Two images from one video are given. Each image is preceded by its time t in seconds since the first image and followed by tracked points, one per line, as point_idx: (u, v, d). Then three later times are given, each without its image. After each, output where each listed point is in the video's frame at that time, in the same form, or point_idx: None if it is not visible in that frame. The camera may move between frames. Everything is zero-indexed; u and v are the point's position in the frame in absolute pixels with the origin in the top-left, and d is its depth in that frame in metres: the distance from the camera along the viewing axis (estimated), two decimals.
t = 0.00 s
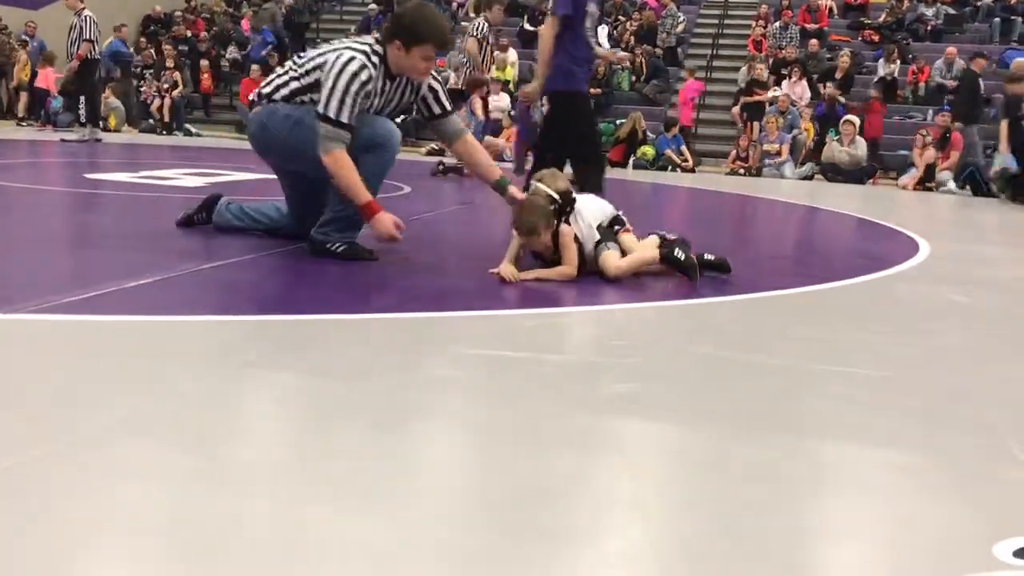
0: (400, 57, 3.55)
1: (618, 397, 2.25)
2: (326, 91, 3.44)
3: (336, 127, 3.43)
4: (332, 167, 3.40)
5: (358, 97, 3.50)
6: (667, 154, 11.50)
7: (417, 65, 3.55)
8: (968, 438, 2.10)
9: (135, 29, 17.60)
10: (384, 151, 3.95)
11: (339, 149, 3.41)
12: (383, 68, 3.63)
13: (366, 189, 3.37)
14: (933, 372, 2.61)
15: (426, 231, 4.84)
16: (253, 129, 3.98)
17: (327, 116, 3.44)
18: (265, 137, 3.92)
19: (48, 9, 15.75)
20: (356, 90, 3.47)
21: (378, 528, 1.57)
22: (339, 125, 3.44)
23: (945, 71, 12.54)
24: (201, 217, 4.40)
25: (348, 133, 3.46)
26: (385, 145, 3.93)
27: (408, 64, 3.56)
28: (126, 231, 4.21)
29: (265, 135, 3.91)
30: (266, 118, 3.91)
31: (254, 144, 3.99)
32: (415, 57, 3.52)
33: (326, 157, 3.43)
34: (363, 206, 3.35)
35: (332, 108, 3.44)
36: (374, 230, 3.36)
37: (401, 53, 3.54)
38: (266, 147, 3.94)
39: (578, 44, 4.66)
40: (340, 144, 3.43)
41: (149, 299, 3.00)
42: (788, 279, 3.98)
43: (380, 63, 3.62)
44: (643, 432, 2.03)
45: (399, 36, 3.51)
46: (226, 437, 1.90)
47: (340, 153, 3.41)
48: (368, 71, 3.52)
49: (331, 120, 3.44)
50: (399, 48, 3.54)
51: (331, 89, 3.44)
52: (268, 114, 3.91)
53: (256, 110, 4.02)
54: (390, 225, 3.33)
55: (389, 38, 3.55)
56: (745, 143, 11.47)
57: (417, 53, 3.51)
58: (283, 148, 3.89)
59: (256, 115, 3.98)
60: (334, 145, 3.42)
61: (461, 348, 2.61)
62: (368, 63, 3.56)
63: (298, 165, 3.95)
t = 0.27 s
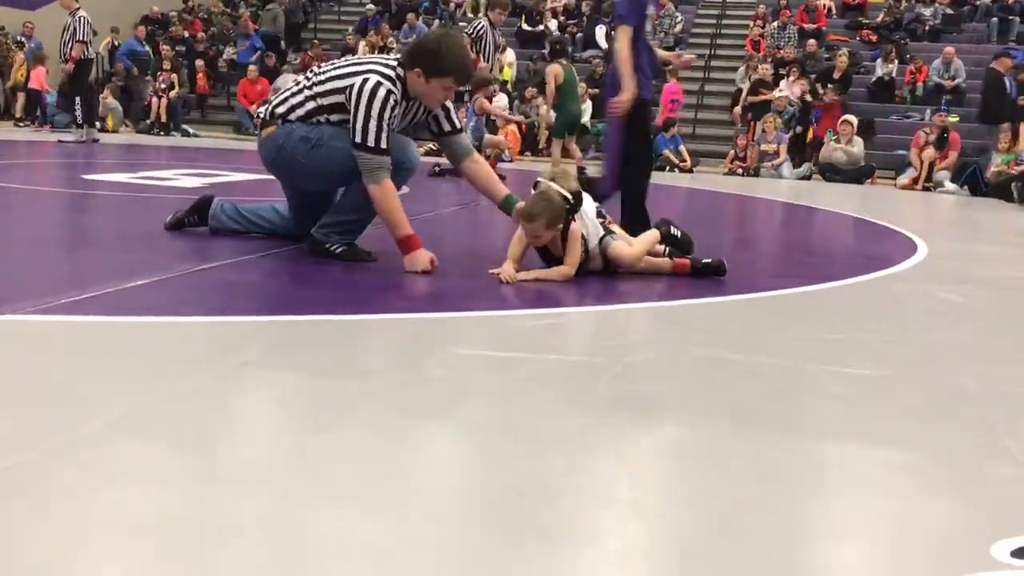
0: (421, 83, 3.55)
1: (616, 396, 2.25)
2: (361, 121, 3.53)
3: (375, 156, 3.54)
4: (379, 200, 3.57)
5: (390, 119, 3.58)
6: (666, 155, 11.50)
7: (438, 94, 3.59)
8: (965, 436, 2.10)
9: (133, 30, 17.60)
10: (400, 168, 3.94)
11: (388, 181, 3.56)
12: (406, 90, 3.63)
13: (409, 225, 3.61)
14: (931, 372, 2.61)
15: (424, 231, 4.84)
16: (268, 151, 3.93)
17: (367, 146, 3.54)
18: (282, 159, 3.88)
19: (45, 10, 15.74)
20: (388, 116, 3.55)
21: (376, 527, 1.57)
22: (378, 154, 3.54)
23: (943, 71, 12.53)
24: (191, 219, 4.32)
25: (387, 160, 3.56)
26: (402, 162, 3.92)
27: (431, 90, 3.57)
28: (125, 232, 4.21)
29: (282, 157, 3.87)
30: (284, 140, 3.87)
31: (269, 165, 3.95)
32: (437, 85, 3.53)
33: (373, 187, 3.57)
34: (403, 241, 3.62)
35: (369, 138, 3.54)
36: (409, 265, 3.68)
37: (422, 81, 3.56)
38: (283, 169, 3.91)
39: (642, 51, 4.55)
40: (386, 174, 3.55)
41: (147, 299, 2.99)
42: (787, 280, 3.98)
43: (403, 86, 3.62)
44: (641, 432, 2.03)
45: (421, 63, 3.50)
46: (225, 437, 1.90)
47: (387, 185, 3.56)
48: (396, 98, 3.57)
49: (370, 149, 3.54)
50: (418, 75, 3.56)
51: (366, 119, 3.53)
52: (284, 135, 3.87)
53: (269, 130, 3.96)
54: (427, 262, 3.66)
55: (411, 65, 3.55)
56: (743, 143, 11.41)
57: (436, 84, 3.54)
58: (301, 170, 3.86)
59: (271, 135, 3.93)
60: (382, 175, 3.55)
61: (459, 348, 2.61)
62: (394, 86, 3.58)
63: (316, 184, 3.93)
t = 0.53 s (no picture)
0: (427, 90, 3.56)
1: (616, 400, 2.26)
2: (364, 128, 3.55)
3: (376, 163, 3.55)
4: (376, 207, 3.58)
5: (393, 126, 3.58)
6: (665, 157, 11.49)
7: (445, 100, 3.58)
8: (964, 438, 2.11)
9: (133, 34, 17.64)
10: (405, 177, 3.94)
11: (385, 189, 3.57)
12: (411, 98, 3.63)
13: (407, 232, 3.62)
14: (930, 374, 2.62)
15: (424, 235, 4.85)
16: (274, 161, 3.91)
17: (367, 153, 3.55)
18: (288, 170, 3.87)
19: (45, 14, 15.74)
20: (391, 124, 3.56)
21: (377, 530, 1.57)
22: (380, 162, 3.55)
23: (942, 74, 12.57)
24: (191, 225, 4.30)
25: (387, 168, 3.57)
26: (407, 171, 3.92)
27: (436, 98, 3.57)
28: (124, 237, 4.21)
29: (288, 168, 3.86)
30: (289, 151, 3.85)
31: (275, 176, 3.94)
32: (444, 92, 3.53)
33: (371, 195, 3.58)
34: (402, 245, 3.65)
35: (371, 145, 3.55)
36: (408, 270, 3.69)
37: (430, 88, 3.55)
38: (289, 179, 3.90)
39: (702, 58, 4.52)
40: (384, 182, 3.57)
41: (148, 304, 3.00)
42: (785, 282, 3.98)
43: (408, 93, 3.62)
44: (640, 434, 2.04)
45: (427, 71, 3.51)
46: (226, 441, 1.90)
47: (386, 193, 3.58)
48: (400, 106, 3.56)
49: (370, 156, 3.55)
50: (426, 83, 3.55)
51: (369, 126, 3.54)
52: (289, 146, 3.85)
53: (274, 140, 3.94)
54: (426, 267, 3.68)
55: (416, 72, 3.55)
56: (743, 146, 11.28)
57: (445, 90, 3.53)
58: (307, 181, 3.86)
59: (276, 146, 3.91)
60: (380, 183, 3.57)
61: (457, 352, 2.61)
62: (399, 93, 3.58)
63: (322, 194, 3.92)
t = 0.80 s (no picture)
0: (429, 96, 3.56)
1: (618, 405, 2.26)
2: (366, 135, 3.54)
3: (379, 169, 3.55)
4: (377, 213, 3.57)
5: (395, 133, 3.58)
6: (666, 162, 11.49)
7: (449, 106, 3.58)
8: (967, 443, 2.11)
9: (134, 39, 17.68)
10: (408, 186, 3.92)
11: (387, 195, 3.57)
12: (413, 104, 3.63)
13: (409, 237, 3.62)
14: (931, 378, 2.62)
15: (425, 240, 4.85)
16: (276, 173, 3.92)
17: (369, 160, 3.54)
18: (290, 181, 3.88)
19: (46, 20, 15.78)
20: (394, 130, 3.56)
21: (380, 535, 1.58)
22: (382, 169, 3.55)
23: (943, 77, 12.52)
24: (194, 232, 4.35)
25: (389, 175, 3.57)
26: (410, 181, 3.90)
27: (439, 104, 3.57)
28: (126, 243, 4.21)
29: (291, 179, 3.87)
30: (290, 162, 3.86)
31: (278, 188, 3.95)
32: (448, 98, 3.53)
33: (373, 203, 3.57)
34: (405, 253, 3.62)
35: (374, 151, 3.55)
36: (411, 275, 3.69)
37: (433, 95, 3.54)
38: (293, 190, 3.91)
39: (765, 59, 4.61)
40: (386, 188, 3.56)
41: (149, 310, 3.00)
42: (787, 287, 3.98)
43: (410, 100, 3.62)
44: (642, 439, 2.04)
45: (431, 77, 3.51)
46: (228, 446, 1.91)
47: (387, 198, 3.57)
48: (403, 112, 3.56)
49: (372, 162, 3.55)
50: (430, 89, 3.54)
51: (371, 132, 3.54)
52: (291, 157, 3.86)
53: (275, 151, 3.95)
54: (428, 271, 3.67)
55: (419, 78, 3.55)
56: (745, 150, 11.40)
57: (448, 95, 3.53)
58: (310, 191, 3.86)
59: (278, 157, 3.92)
60: (382, 189, 3.56)
61: (458, 358, 2.61)
62: (401, 100, 3.58)
63: (324, 204, 3.92)
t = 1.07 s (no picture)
0: (429, 94, 3.57)
1: (619, 408, 2.26)
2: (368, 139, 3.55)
3: (382, 174, 3.56)
4: (380, 218, 3.58)
5: (397, 136, 3.60)
6: (667, 165, 11.51)
7: (450, 101, 3.59)
8: (966, 444, 2.12)
9: (135, 44, 17.71)
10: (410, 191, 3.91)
11: (389, 201, 3.57)
12: (412, 102, 3.65)
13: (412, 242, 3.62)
14: (931, 381, 2.62)
15: (426, 244, 4.86)
16: (279, 183, 3.92)
17: (372, 163, 3.55)
18: (292, 190, 3.88)
19: (48, 25, 15.81)
20: (395, 133, 3.58)
21: (382, 538, 1.58)
22: (385, 173, 3.56)
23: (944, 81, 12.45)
24: (195, 236, 4.35)
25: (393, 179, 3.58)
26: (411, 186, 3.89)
27: (439, 101, 3.59)
28: (128, 247, 4.22)
29: (293, 188, 3.87)
30: (292, 170, 3.86)
31: (281, 197, 3.95)
32: (448, 93, 3.56)
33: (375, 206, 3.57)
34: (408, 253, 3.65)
35: (377, 156, 3.56)
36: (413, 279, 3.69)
37: (433, 92, 3.56)
38: (295, 199, 3.90)
39: (826, 66, 4.29)
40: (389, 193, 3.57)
41: (150, 315, 3.01)
42: (789, 290, 3.98)
43: (409, 98, 3.63)
44: (643, 442, 2.04)
45: (429, 75, 3.53)
46: (230, 450, 1.91)
47: (390, 204, 3.57)
48: (404, 115, 3.57)
49: (376, 167, 3.55)
50: (429, 87, 3.56)
51: (374, 136, 3.55)
52: (293, 166, 3.86)
53: (276, 161, 3.95)
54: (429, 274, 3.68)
55: (417, 79, 3.57)
56: (746, 154, 11.46)
57: (449, 90, 3.55)
58: (313, 199, 3.86)
59: (280, 166, 3.92)
60: (385, 194, 3.56)
61: (458, 361, 2.62)
62: (402, 102, 3.59)
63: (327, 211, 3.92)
